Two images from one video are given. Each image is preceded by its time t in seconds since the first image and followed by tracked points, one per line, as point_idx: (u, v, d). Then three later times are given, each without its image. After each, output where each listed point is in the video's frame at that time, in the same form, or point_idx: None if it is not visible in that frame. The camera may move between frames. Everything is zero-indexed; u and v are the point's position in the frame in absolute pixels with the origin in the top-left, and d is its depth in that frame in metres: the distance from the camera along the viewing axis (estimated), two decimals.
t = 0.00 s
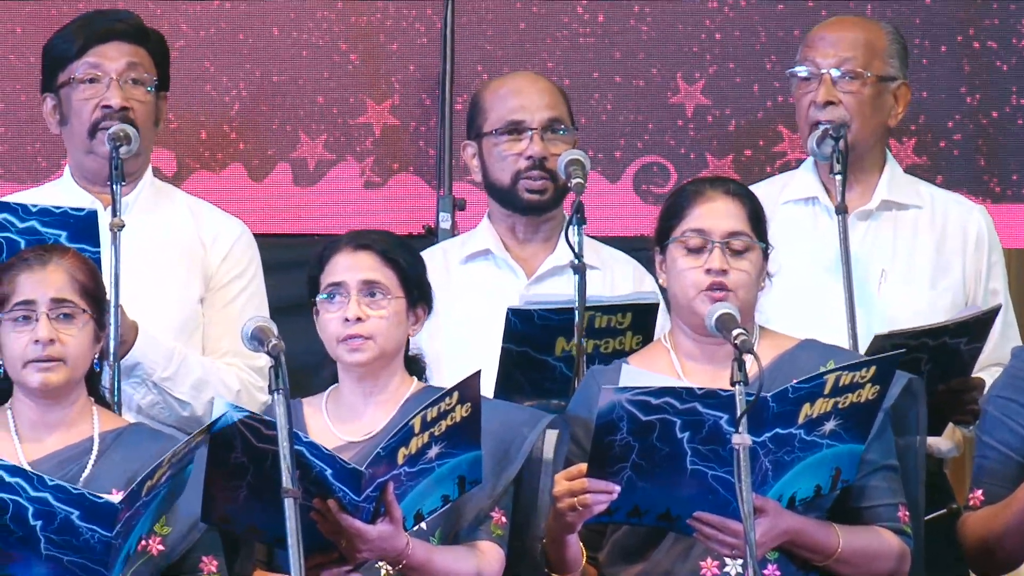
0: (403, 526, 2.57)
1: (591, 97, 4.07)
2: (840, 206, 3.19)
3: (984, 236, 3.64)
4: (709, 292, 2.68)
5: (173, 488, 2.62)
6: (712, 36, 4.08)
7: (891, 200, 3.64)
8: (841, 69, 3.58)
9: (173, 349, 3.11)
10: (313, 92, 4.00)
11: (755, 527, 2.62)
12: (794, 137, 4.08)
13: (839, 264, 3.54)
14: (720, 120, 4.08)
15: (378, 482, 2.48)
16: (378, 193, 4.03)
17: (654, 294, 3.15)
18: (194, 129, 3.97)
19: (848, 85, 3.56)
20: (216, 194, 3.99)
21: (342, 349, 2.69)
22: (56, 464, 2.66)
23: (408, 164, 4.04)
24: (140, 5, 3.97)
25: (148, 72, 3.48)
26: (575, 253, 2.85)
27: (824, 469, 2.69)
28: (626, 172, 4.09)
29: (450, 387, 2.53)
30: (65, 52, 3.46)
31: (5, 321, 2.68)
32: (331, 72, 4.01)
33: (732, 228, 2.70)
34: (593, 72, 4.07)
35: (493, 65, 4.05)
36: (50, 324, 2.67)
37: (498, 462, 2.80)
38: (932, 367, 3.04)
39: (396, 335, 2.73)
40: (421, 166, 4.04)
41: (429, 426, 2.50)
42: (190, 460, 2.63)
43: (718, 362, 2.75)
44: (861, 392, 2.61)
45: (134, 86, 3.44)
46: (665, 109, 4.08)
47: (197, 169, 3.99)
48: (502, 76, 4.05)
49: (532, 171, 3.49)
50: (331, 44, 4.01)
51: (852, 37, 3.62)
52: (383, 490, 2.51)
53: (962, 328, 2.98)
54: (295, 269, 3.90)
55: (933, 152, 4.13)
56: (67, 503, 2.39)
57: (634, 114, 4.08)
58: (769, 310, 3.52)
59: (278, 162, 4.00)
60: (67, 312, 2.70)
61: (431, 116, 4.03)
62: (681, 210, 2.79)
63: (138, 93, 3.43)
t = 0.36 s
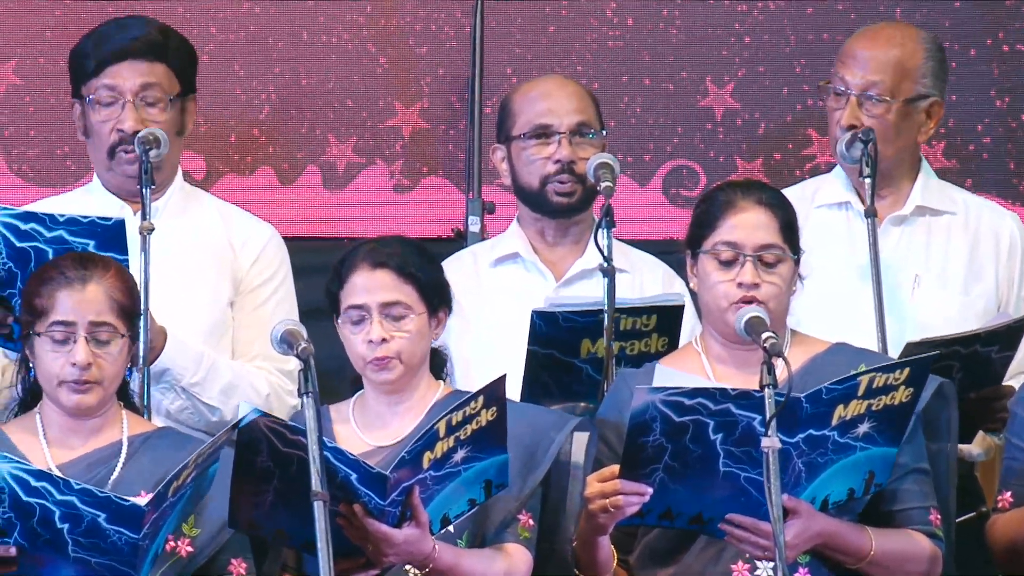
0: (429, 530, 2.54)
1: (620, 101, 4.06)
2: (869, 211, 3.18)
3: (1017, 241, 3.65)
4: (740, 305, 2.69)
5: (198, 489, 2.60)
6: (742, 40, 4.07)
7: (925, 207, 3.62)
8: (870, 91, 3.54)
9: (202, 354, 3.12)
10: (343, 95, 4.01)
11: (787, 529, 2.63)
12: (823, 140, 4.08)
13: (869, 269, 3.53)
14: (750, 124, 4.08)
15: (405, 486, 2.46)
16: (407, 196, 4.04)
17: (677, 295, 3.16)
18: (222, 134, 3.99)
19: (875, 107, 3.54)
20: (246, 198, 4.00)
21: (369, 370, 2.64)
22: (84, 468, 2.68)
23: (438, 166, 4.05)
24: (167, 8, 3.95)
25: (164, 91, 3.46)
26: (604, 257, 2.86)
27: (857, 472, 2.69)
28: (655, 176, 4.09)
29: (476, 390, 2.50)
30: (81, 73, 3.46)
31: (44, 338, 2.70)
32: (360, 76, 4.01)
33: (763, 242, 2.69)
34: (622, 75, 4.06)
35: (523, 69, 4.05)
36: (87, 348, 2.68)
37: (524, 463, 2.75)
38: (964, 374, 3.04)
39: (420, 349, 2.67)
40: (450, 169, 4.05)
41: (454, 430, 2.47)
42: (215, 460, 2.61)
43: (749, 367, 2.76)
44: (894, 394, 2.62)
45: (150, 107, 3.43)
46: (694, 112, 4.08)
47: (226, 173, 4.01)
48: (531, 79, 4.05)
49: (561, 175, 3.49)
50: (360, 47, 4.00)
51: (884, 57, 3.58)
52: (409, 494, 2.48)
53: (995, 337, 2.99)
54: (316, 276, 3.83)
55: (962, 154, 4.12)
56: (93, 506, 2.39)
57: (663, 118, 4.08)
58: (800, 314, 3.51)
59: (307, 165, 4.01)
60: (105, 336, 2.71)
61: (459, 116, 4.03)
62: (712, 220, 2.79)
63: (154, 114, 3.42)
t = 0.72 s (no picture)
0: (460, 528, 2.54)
1: (648, 101, 3.96)
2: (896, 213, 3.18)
3: None
4: (768, 305, 2.69)
5: (224, 490, 2.61)
6: (770, 40, 3.96)
7: (956, 206, 3.60)
8: (903, 87, 3.55)
9: (230, 354, 3.12)
10: (370, 97, 3.89)
11: (814, 529, 2.63)
12: (851, 140, 3.97)
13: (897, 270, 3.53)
14: (777, 125, 3.97)
15: (435, 483, 2.46)
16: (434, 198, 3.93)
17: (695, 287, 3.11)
18: (251, 133, 3.87)
19: (909, 103, 3.54)
20: (273, 198, 3.90)
21: (400, 374, 2.66)
22: (112, 469, 2.70)
23: (465, 168, 3.93)
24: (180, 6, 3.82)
25: (185, 108, 3.24)
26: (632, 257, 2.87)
27: (885, 471, 2.68)
28: (683, 175, 3.99)
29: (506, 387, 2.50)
30: (103, 82, 3.26)
31: (75, 340, 2.70)
32: (387, 76, 3.89)
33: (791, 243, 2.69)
34: (651, 76, 3.96)
35: (552, 69, 3.92)
36: (119, 350, 2.69)
37: (554, 464, 2.76)
38: (996, 377, 3.03)
39: (452, 356, 2.69)
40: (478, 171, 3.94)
41: (484, 427, 2.48)
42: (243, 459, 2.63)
43: (778, 367, 2.76)
44: (921, 392, 2.62)
45: (170, 124, 3.22)
46: (723, 114, 3.96)
47: (254, 174, 3.89)
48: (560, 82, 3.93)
49: (589, 187, 3.43)
50: (388, 48, 3.88)
51: (915, 53, 3.59)
52: (439, 491, 2.48)
53: None
54: (351, 276, 3.84)
55: (990, 154, 4.03)
56: (120, 504, 2.38)
57: (692, 118, 3.97)
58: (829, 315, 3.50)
59: (334, 167, 3.90)
60: (137, 338, 2.72)
61: (487, 120, 3.92)
62: (739, 221, 2.78)
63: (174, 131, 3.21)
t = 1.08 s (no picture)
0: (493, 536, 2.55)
1: (678, 102, 3.95)
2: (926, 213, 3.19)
3: None
4: (796, 303, 2.68)
5: (247, 492, 2.60)
6: (799, 41, 3.96)
7: (985, 206, 3.59)
8: (934, 82, 3.55)
9: (259, 355, 3.15)
10: (399, 96, 3.90)
11: (843, 529, 2.63)
12: (881, 141, 3.97)
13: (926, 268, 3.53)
14: (806, 124, 3.96)
15: (467, 493, 2.47)
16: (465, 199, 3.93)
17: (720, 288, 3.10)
18: (280, 133, 3.87)
19: (941, 97, 3.54)
20: (303, 198, 3.90)
21: (432, 366, 2.68)
22: (137, 471, 2.69)
23: (495, 168, 3.93)
24: (213, 11, 3.86)
25: (212, 112, 3.26)
26: (661, 258, 2.89)
27: (914, 472, 2.68)
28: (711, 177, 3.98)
29: (537, 397, 2.53)
30: (131, 84, 3.28)
31: (102, 335, 2.71)
32: (416, 77, 3.90)
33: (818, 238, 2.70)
34: (679, 77, 3.95)
35: (580, 71, 3.93)
36: (145, 346, 2.70)
37: (590, 466, 2.76)
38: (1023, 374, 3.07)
39: (483, 350, 2.68)
40: (507, 172, 3.93)
41: (517, 436, 2.50)
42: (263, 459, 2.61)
43: (809, 365, 2.76)
44: (950, 395, 2.62)
45: (196, 127, 3.23)
46: (751, 115, 3.96)
47: (284, 174, 3.89)
48: (587, 82, 3.94)
49: (624, 208, 3.37)
50: (417, 49, 3.89)
51: (944, 48, 3.59)
52: (472, 500, 2.49)
53: None
54: (381, 276, 3.85)
55: (1020, 155, 4.00)
56: (145, 508, 2.39)
57: (722, 118, 3.96)
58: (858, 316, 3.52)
59: (364, 166, 3.91)
60: (164, 334, 2.72)
61: (517, 122, 3.91)
62: (766, 219, 2.79)
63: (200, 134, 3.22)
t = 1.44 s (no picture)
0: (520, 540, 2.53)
1: (706, 106, 3.96)
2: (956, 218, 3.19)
3: None
4: (828, 307, 2.70)
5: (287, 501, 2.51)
6: (827, 45, 3.96)
7: (1013, 210, 3.59)
8: (958, 91, 3.54)
9: (286, 356, 3.17)
10: (427, 101, 3.91)
11: (872, 532, 2.64)
12: (910, 146, 3.96)
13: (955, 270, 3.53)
14: (835, 129, 3.97)
15: (495, 495, 2.48)
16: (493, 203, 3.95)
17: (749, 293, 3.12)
18: (309, 137, 3.89)
19: (964, 107, 3.53)
20: (332, 204, 3.91)
21: (467, 365, 2.72)
22: (161, 472, 2.67)
23: (523, 174, 3.95)
24: (242, 15, 3.86)
25: (241, 113, 3.27)
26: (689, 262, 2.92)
27: (943, 476, 2.68)
28: (741, 181, 3.98)
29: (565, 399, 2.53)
30: (160, 86, 3.30)
31: (127, 331, 2.72)
32: (445, 82, 3.91)
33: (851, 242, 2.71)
34: (708, 81, 3.95)
35: (609, 75, 3.94)
36: (169, 343, 2.69)
37: (626, 475, 2.77)
38: None
39: (518, 354, 2.71)
40: (534, 176, 3.95)
41: (545, 439, 2.50)
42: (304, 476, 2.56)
43: (841, 370, 2.76)
44: (981, 397, 2.61)
45: (225, 128, 3.25)
46: (780, 118, 3.96)
47: (312, 178, 3.90)
48: (616, 86, 3.95)
49: (649, 214, 3.37)
50: (445, 54, 3.91)
51: (972, 58, 3.58)
52: (499, 503, 2.50)
53: None
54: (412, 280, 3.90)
55: None
56: (171, 511, 2.34)
57: (750, 122, 3.96)
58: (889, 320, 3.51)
59: (393, 170, 3.92)
60: (189, 332, 2.72)
61: (545, 125, 3.93)
62: (800, 222, 2.80)
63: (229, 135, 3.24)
